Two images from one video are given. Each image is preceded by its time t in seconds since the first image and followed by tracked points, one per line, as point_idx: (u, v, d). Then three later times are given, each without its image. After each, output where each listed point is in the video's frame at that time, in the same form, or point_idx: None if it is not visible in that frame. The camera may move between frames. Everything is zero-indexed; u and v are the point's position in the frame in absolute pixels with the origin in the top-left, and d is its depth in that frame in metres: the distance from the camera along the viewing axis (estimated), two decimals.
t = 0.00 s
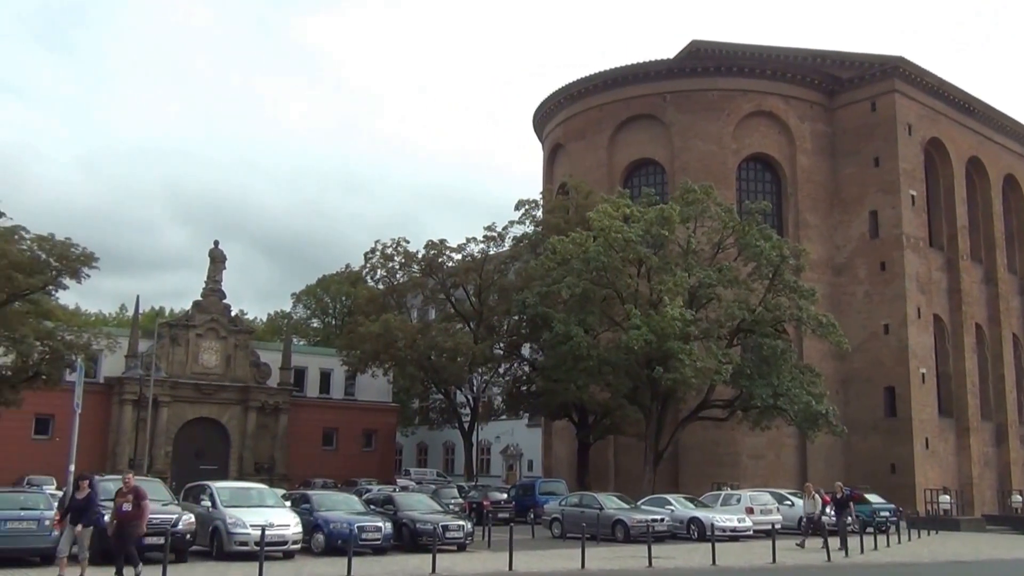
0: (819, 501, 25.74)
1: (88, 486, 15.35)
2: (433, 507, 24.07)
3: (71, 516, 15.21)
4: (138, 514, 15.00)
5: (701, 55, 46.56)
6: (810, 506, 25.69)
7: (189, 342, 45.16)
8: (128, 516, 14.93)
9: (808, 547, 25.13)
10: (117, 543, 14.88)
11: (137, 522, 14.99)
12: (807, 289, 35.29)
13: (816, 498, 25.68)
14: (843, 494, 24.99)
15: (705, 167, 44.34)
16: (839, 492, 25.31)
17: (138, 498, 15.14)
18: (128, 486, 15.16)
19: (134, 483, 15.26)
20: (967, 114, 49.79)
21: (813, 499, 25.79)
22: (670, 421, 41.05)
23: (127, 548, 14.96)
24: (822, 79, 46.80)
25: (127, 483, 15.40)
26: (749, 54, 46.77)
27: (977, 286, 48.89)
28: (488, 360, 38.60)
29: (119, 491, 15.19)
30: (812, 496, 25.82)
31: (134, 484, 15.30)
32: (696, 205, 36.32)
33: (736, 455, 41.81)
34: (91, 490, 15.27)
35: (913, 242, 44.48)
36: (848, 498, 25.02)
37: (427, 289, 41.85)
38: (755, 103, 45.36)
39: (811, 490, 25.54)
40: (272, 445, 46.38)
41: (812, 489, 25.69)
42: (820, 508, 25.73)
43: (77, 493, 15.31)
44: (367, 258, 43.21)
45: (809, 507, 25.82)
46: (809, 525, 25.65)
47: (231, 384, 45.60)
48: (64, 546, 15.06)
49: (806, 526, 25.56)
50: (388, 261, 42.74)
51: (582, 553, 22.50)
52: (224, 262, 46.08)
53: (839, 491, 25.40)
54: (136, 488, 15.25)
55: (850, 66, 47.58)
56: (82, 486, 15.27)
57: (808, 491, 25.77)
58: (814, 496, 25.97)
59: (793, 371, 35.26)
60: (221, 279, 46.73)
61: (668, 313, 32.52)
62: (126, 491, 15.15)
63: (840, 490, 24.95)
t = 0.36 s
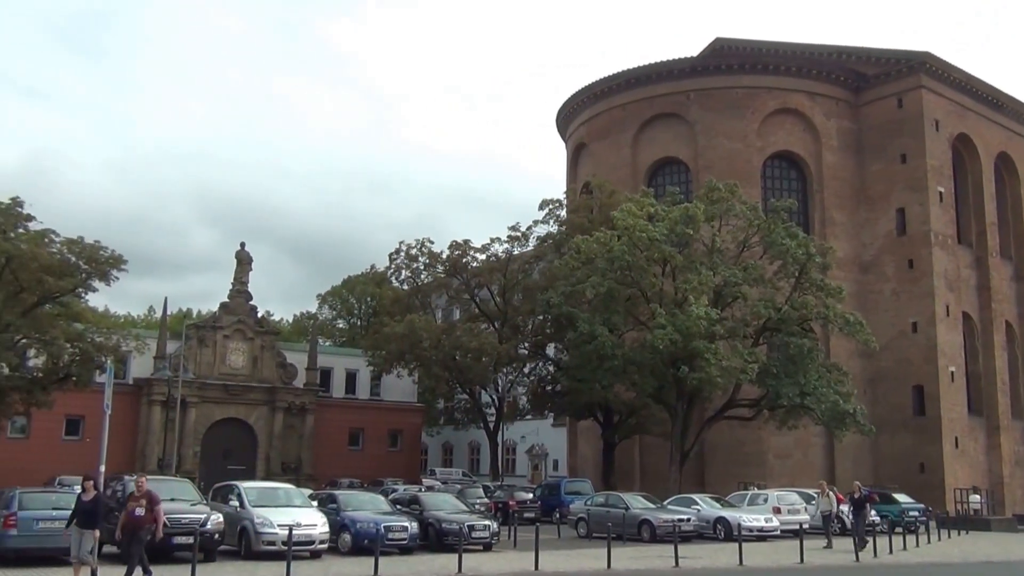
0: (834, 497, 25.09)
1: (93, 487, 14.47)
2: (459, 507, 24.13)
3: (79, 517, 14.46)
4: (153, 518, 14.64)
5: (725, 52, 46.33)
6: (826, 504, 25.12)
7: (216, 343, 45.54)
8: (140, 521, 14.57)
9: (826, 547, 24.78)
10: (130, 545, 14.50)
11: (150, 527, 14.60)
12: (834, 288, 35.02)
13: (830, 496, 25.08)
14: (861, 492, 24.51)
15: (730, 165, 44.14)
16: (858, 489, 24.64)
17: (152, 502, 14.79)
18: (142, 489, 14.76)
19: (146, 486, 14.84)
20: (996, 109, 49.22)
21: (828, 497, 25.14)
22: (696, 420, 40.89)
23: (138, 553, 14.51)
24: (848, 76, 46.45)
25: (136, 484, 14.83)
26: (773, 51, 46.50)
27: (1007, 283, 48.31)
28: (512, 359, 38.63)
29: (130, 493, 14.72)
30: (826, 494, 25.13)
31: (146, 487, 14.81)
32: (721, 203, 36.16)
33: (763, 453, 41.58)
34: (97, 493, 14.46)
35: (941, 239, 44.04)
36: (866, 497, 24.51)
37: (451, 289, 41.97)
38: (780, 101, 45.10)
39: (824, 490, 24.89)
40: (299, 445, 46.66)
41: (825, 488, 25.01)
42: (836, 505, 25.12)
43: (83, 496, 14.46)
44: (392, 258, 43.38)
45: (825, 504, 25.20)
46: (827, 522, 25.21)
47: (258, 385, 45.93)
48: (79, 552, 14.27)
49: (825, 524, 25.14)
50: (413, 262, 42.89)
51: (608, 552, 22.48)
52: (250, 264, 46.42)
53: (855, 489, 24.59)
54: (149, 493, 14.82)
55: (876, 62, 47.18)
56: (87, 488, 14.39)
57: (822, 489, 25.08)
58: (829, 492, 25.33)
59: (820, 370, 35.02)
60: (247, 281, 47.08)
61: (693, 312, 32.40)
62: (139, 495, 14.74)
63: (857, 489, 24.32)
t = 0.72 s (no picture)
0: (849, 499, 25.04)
1: (104, 488, 14.26)
2: (485, 507, 24.15)
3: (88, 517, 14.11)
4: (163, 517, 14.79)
5: (749, 50, 46.09)
6: (841, 505, 25.02)
7: (243, 344, 45.89)
8: (152, 519, 14.73)
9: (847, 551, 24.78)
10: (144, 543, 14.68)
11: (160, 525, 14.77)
12: (861, 285, 34.74)
13: (845, 497, 24.99)
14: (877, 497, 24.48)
15: (755, 163, 43.88)
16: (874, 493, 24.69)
17: (163, 499, 14.86)
18: (153, 487, 14.81)
19: (157, 484, 14.90)
20: None
21: (844, 498, 25.03)
22: (722, 420, 40.72)
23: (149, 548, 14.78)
24: (874, 72, 46.07)
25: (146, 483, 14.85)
26: (798, 47, 46.22)
27: None
28: (537, 359, 38.65)
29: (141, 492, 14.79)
30: (840, 495, 25.02)
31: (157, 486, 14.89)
32: (746, 201, 36.00)
33: (790, 453, 41.34)
34: (108, 494, 14.24)
35: (969, 236, 43.59)
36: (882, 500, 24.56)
37: (476, 289, 42.04)
38: (805, 98, 44.80)
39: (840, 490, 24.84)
40: (325, 445, 46.91)
41: (841, 488, 25.03)
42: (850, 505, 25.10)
43: (94, 498, 14.24)
44: (416, 259, 43.51)
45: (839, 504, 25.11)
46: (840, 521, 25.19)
47: (285, 385, 46.22)
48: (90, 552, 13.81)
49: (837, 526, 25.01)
50: (437, 262, 42.99)
51: (635, 552, 22.44)
52: (276, 265, 46.73)
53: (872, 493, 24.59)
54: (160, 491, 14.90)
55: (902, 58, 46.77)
56: (98, 488, 14.19)
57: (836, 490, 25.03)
58: (845, 495, 25.26)
59: (847, 369, 34.76)
60: (273, 282, 47.39)
61: (719, 311, 32.27)
62: (151, 493, 14.79)
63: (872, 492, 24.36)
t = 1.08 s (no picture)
0: (864, 500, 24.07)
1: (119, 487, 13.86)
2: (510, 507, 24.17)
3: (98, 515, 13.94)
4: (169, 521, 13.98)
5: (773, 47, 45.80)
6: (856, 506, 24.01)
7: (269, 345, 46.19)
8: (158, 521, 13.98)
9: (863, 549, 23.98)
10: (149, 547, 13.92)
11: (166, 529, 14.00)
12: (888, 283, 34.44)
13: (861, 497, 23.98)
14: (893, 492, 23.74)
15: (779, 160, 43.62)
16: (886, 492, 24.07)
17: (171, 500, 14.09)
18: (160, 488, 14.14)
19: (165, 486, 14.23)
20: None
21: (860, 497, 24.07)
22: (748, 419, 40.50)
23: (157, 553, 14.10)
24: (900, 67, 45.65)
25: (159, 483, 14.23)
26: (823, 44, 45.88)
27: None
28: (562, 358, 38.63)
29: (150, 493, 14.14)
30: (856, 495, 24.06)
31: (167, 488, 14.22)
32: (771, 199, 35.79)
33: (817, 452, 41.07)
34: (123, 493, 13.87)
35: (999, 232, 43.08)
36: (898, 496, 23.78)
37: (500, 289, 42.08)
38: (830, 95, 44.47)
39: (855, 490, 23.95)
40: (350, 445, 47.11)
41: (856, 490, 23.98)
42: (864, 507, 24.15)
43: (106, 496, 13.93)
44: (440, 259, 43.60)
45: (854, 506, 24.06)
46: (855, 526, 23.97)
47: (310, 386, 46.45)
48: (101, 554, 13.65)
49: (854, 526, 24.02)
50: (461, 263, 43.05)
51: (661, 552, 22.39)
52: (301, 267, 46.99)
53: (888, 490, 23.87)
54: (170, 492, 14.18)
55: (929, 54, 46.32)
56: (113, 488, 13.78)
57: (852, 491, 24.05)
58: (860, 494, 24.25)
59: (875, 367, 34.48)
60: (298, 283, 47.65)
61: (744, 309, 32.12)
62: (158, 494, 14.09)
63: (889, 490, 23.77)
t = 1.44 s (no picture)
0: (880, 498, 23.83)
1: (126, 488, 13.05)
2: (535, 506, 24.19)
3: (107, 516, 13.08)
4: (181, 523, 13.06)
5: (797, 43, 45.50)
6: (871, 504, 23.80)
7: (294, 346, 46.46)
8: (171, 523, 13.05)
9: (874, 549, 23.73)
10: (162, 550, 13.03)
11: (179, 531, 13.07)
12: (916, 281, 34.13)
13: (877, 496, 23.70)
14: (912, 492, 23.33)
15: (804, 158, 43.36)
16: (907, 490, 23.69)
17: (183, 502, 13.08)
18: (171, 489, 13.04)
19: (177, 487, 13.09)
20: None
21: (875, 496, 23.83)
22: (774, 418, 40.27)
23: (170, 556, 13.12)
24: (926, 63, 45.22)
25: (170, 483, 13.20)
26: (848, 40, 45.54)
27: None
28: (586, 358, 38.60)
29: (161, 493, 13.14)
30: (872, 494, 23.78)
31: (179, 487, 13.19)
32: (796, 196, 35.57)
33: (844, 451, 40.78)
34: (130, 495, 13.05)
35: None
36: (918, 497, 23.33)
37: (524, 289, 42.11)
38: (855, 91, 44.13)
39: (869, 489, 23.68)
40: (376, 445, 47.30)
41: (871, 488, 23.81)
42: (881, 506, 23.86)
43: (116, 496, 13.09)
44: (464, 260, 43.68)
45: (869, 505, 23.85)
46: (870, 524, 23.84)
47: (336, 386, 46.69)
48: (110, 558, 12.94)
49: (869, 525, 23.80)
50: (485, 263, 43.11)
51: (687, 552, 22.32)
52: (326, 268, 47.23)
53: (907, 489, 23.46)
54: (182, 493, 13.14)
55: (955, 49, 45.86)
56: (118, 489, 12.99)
57: (867, 490, 23.77)
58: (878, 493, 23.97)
59: (902, 365, 34.19)
60: (324, 284, 47.90)
61: (770, 308, 31.94)
62: (167, 496, 13.05)
63: (908, 490, 23.37)
